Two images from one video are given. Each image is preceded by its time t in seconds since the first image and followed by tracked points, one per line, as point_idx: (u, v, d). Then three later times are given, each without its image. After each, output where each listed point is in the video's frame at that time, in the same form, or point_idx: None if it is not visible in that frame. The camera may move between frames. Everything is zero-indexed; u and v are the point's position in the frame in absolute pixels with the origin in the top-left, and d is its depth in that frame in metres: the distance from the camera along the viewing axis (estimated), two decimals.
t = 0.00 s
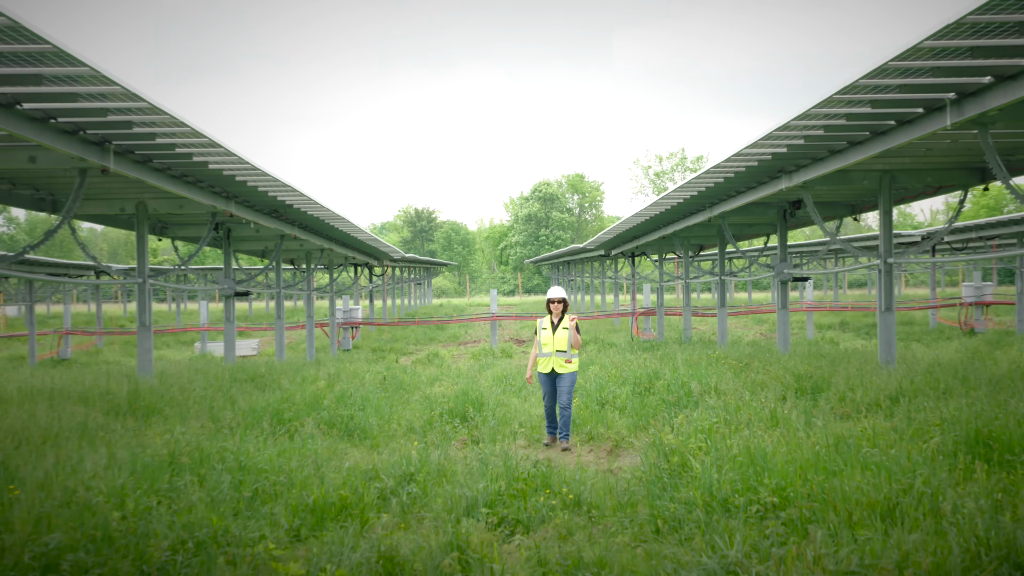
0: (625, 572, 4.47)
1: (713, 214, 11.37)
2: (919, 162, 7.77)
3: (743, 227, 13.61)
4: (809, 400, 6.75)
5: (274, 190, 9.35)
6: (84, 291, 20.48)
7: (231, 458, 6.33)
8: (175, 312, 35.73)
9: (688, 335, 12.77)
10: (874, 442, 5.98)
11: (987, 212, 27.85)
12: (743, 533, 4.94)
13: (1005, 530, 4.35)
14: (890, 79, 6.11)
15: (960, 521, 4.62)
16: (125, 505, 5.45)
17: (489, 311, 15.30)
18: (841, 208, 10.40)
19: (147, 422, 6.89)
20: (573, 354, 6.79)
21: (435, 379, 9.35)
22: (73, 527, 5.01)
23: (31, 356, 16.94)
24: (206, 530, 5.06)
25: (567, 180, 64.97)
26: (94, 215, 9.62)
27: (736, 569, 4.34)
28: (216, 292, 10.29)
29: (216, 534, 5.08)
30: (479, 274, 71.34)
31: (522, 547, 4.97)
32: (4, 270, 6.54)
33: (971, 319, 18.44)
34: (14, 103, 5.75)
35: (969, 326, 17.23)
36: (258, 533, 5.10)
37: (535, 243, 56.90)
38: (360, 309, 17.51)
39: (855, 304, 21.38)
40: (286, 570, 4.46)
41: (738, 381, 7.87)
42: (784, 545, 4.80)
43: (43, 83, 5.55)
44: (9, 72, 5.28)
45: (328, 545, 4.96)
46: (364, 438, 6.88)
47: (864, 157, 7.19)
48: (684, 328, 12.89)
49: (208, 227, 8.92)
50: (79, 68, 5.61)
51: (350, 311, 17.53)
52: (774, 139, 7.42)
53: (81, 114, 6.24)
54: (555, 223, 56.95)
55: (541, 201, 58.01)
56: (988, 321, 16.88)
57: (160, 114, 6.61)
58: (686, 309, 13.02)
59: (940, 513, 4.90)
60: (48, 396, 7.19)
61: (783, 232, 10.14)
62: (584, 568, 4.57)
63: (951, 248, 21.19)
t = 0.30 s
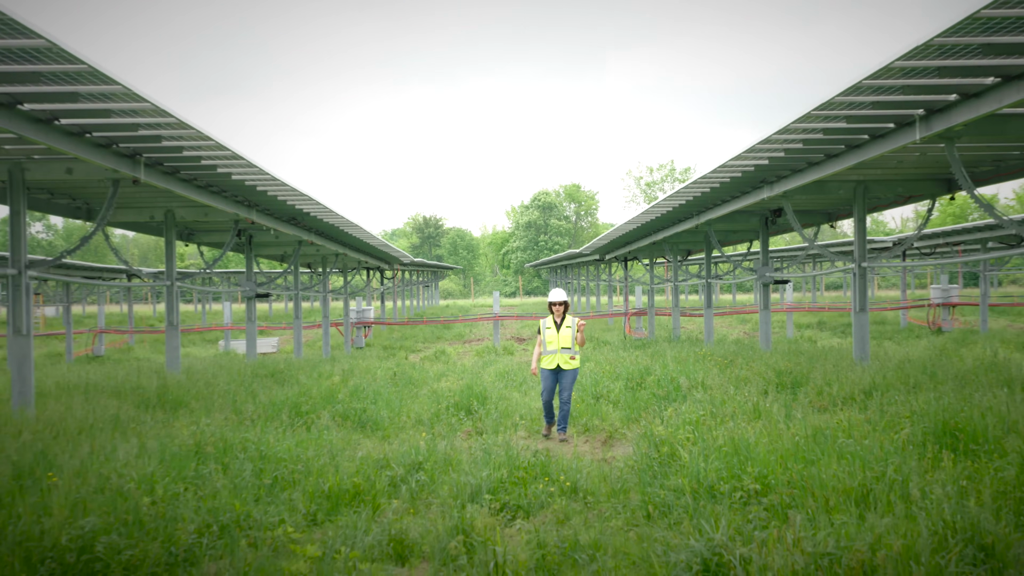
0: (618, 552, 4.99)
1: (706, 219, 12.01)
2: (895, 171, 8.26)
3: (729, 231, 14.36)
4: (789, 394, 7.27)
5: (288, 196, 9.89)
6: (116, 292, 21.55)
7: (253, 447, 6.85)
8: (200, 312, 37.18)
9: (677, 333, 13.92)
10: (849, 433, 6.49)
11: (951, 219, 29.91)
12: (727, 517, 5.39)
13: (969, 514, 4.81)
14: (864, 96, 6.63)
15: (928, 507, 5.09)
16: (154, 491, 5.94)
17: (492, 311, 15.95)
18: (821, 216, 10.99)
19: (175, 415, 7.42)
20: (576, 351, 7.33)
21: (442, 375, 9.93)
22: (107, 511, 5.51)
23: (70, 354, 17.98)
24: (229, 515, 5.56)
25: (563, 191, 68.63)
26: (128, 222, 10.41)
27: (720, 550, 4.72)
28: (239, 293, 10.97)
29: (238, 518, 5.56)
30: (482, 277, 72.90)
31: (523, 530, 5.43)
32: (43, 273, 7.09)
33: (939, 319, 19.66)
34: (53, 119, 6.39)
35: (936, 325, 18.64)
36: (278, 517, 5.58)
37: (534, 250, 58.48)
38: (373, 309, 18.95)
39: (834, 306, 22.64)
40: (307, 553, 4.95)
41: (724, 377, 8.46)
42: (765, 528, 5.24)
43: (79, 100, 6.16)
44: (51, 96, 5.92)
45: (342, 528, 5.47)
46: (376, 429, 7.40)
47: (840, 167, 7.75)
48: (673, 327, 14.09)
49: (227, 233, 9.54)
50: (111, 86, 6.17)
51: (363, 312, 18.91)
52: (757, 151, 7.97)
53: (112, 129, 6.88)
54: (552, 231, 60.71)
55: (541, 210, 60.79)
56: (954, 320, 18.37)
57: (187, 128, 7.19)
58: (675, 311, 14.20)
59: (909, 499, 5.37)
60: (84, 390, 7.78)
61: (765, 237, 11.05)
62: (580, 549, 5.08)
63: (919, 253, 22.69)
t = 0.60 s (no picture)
0: (612, 537, 5.48)
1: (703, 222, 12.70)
2: (872, 181, 8.81)
3: (715, 236, 15.52)
4: (772, 389, 7.82)
5: (302, 203, 10.47)
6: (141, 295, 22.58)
7: (273, 439, 7.39)
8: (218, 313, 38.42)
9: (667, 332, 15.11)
10: (827, 425, 7.01)
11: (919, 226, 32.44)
12: (714, 504, 5.84)
13: (937, 500, 5.27)
14: (841, 113, 7.15)
15: (901, 494, 5.54)
16: (181, 479, 6.45)
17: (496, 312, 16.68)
18: (807, 220, 11.59)
19: (201, 408, 8.00)
20: (575, 350, 7.88)
21: (448, 371, 10.56)
22: (137, 497, 6.00)
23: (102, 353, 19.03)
24: (251, 502, 6.06)
25: (562, 202, 72.78)
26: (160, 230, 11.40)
27: (707, 535, 5.06)
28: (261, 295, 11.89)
29: (259, 505, 6.05)
30: (486, 279, 74.69)
31: (523, 517, 5.88)
32: (79, 277, 7.65)
33: (909, 319, 21.08)
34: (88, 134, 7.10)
35: (908, 325, 20.31)
36: (296, 504, 6.07)
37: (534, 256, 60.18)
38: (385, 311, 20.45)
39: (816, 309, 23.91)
40: (323, 538, 5.43)
41: (711, 373, 9.09)
42: (749, 513, 5.69)
43: (112, 116, 6.80)
44: (85, 112, 6.59)
45: (356, 515, 5.96)
46: (387, 422, 7.95)
47: (821, 177, 8.37)
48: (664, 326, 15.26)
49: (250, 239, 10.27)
50: (142, 103, 6.78)
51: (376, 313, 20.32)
52: (743, 163, 8.60)
53: (143, 142, 7.54)
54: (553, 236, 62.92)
55: (541, 217, 63.86)
56: (924, 321, 20.06)
57: (212, 141, 7.78)
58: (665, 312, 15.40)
59: (883, 487, 5.84)
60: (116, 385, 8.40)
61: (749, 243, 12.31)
62: (578, 534, 5.56)
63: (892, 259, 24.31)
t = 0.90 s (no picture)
0: (607, 523, 5.90)
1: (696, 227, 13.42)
2: (852, 189, 9.39)
3: (706, 241, 16.34)
4: (757, 385, 8.38)
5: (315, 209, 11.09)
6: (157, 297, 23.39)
7: (290, 432, 7.92)
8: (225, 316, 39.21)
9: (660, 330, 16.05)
10: (808, 418, 7.51)
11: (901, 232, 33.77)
12: (702, 492, 6.26)
13: (910, 489, 5.69)
14: (819, 127, 7.73)
15: (877, 483, 5.98)
16: (205, 469, 6.96)
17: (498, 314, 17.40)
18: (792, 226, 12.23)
19: (222, 403, 8.55)
20: (572, 349, 8.45)
21: (454, 367, 11.18)
22: (164, 486, 6.47)
23: (132, 350, 20.10)
24: (270, 490, 6.51)
25: (561, 209, 73.90)
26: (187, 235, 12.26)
27: (696, 521, 5.41)
28: (278, 297, 12.66)
29: (278, 493, 6.51)
30: (488, 282, 75.73)
31: (525, 504, 6.33)
32: (110, 281, 8.19)
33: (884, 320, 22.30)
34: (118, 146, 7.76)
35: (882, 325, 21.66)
36: (312, 492, 6.55)
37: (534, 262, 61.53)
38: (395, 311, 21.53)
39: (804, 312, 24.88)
40: (336, 524, 5.89)
41: (700, 370, 9.75)
42: (735, 501, 6.13)
43: (140, 129, 7.40)
44: (116, 127, 7.23)
45: (368, 502, 6.44)
46: (398, 416, 8.50)
47: (802, 186, 9.02)
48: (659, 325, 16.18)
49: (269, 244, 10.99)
50: (168, 118, 7.34)
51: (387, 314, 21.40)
52: (729, 173, 9.26)
53: (169, 154, 8.18)
54: (552, 243, 64.20)
55: (541, 225, 65.29)
56: (898, 321, 21.29)
57: (233, 153, 8.36)
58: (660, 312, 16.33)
59: (860, 475, 6.30)
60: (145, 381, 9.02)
61: (734, 248, 13.36)
62: (575, 521, 5.98)
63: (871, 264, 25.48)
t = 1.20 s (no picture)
0: (604, 514, 6.21)
1: (690, 232, 13.93)
2: (838, 195, 9.87)
3: (700, 245, 16.88)
4: (747, 383, 8.84)
5: (326, 214, 11.59)
6: (167, 298, 23.91)
7: (303, 427, 8.35)
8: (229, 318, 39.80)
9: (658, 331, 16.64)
10: (795, 414, 7.91)
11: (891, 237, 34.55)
12: (695, 485, 6.58)
13: (892, 482, 5.98)
14: (806, 137, 8.21)
15: (861, 476, 6.28)
16: (222, 462, 7.34)
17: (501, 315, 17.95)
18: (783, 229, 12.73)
19: (240, 399, 9.05)
20: (569, 349, 8.87)
21: (458, 365, 11.68)
22: (183, 478, 6.84)
23: (151, 350, 20.77)
24: (284, 482, 6.87)
25: (561, 215, 74.69)
26: (204, 240, 12.85)
27: (689, 512, 5.69)
28: (292, 299, 13.23)
29: (291, 485, 6.86)
30: (490, 284, 76.53)
31: (526, 496, 6.67)
32: (133, 284, 8.64)
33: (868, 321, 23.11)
34: (142, 156, 8.25)
35: (866, 325, 22.44)
36: (323, 485, 6.91)
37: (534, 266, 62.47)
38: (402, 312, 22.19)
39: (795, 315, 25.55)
40: (347, 514, 6.19)
41: (692, 368, 10.26)
42: (726, 493, 6.44)
43: (163, 141, 7.86)
44: (138, 138, 7.68)
45: (377, 494, 6.79)
46: (406, 412, 8.96)
47: (792, 193, 9.56)
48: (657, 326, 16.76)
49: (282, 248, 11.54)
50: (189, 129, 7.78)
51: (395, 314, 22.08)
52: (721, 181, 9.81)
53: (189, 163, 8.68)
54: (552, 247, 65.08)
55: (541, 230, 66.03)
56: (881, 321, 22.12)
57: (248, 162, 8.81)
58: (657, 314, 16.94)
59: (844, 468, 6.64)
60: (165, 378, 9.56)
61: (724, 253, 14.30)
62: (573, 511, 6.30)
63: (859, 267, 26.20)
